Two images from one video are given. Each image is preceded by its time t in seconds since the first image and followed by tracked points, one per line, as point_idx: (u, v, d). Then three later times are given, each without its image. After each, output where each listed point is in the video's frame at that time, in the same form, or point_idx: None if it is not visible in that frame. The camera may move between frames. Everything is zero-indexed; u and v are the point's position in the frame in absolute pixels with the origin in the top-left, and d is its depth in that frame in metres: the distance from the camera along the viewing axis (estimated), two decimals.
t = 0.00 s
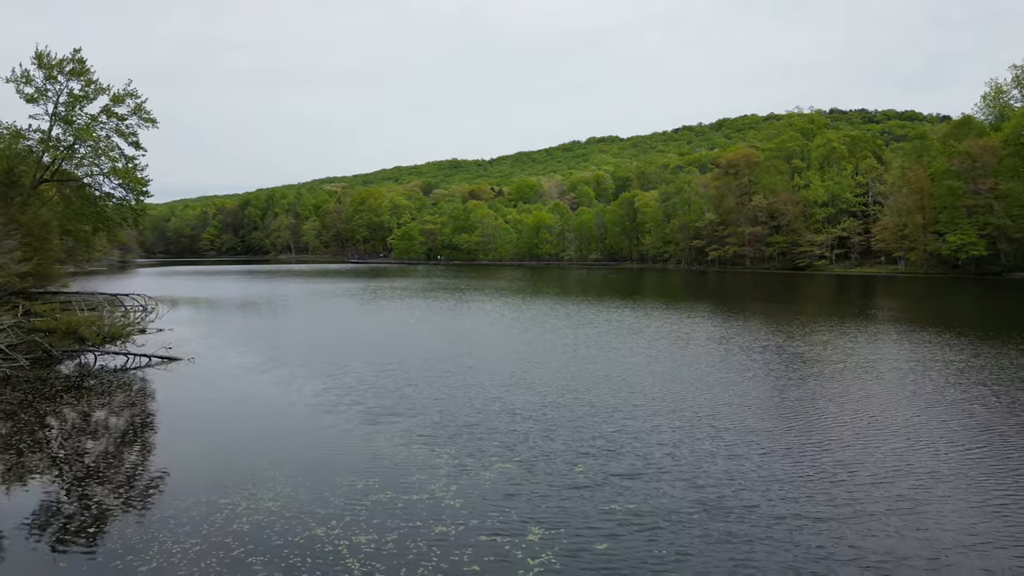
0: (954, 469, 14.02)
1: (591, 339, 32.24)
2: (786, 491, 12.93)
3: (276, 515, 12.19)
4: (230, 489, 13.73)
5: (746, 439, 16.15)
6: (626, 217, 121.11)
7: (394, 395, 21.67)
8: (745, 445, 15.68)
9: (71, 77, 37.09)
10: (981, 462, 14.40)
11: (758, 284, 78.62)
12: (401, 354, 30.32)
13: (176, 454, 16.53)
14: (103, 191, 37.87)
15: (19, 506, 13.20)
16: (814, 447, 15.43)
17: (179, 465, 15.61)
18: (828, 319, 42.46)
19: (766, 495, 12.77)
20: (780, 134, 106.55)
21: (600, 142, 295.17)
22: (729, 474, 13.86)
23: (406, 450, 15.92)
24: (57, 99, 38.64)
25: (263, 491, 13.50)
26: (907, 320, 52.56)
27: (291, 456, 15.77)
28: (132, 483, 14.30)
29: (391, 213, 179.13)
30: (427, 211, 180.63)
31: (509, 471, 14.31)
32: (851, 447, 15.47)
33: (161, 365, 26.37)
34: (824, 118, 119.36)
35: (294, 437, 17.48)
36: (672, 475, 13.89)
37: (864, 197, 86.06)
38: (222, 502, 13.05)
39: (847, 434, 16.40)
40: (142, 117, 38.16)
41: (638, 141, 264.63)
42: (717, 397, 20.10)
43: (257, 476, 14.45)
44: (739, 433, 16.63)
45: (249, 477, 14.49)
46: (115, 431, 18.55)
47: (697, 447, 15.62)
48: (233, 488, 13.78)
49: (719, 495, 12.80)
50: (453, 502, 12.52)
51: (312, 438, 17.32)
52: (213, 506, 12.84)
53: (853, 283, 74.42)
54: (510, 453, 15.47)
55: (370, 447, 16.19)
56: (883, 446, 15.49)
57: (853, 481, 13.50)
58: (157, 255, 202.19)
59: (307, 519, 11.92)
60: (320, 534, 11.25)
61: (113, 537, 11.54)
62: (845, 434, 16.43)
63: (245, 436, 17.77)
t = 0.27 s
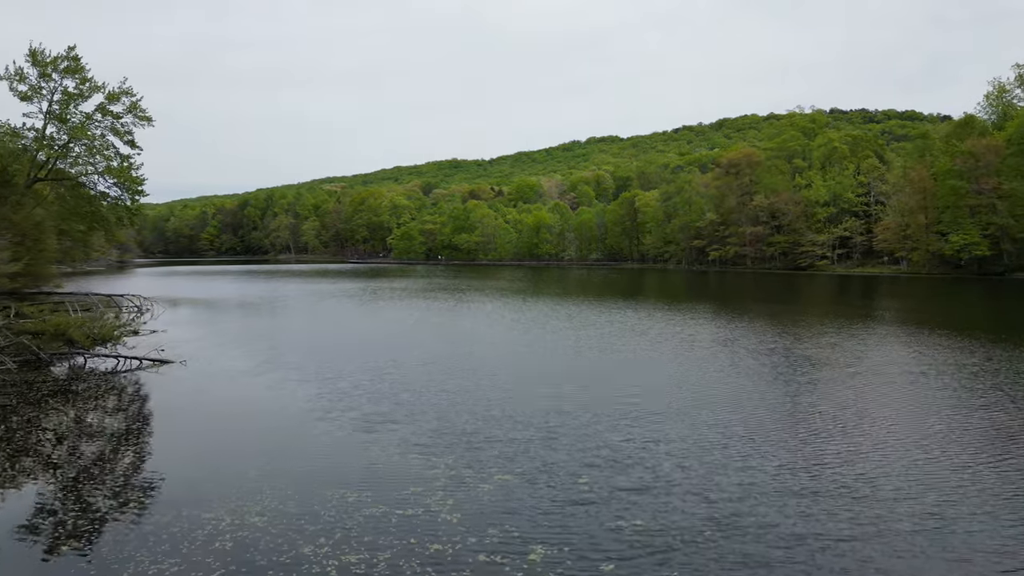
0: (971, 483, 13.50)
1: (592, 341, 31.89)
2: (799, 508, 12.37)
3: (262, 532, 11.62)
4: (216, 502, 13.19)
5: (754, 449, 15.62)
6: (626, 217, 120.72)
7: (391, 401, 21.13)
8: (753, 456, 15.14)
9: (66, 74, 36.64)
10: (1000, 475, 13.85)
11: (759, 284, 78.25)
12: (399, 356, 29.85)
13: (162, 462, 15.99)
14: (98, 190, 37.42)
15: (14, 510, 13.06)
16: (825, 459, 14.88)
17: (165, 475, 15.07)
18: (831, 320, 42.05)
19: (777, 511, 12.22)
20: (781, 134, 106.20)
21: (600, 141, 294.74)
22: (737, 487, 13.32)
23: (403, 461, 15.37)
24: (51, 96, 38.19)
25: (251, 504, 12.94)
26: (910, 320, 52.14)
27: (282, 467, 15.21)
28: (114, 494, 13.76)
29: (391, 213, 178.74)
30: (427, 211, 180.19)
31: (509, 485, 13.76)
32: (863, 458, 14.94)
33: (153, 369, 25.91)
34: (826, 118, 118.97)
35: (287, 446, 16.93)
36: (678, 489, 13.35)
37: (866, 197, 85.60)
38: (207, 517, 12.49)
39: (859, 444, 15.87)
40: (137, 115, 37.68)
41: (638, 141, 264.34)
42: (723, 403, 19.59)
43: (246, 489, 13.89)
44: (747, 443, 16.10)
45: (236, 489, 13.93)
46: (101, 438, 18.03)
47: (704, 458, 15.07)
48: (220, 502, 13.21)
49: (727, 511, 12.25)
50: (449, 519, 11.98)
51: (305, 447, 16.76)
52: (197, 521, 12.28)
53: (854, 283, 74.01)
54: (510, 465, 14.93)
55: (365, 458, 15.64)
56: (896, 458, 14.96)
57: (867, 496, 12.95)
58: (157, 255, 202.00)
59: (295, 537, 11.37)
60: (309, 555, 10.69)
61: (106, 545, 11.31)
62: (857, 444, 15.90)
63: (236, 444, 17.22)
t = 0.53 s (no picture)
0: (990, 497, 12.97)
1: (593, 342, 31.55)
2: (808, 526, 11.85)
3: (246, 551, 11.06)
4: (200, 518, 12.63)
5: (763, 460, 15.10)
6: (626, 216, 120.31)
7: (387, 408, 20.59)
8: (760, 469, 14.61)
9: (60, 72, 36.16)
10: (1018, 488, 13.34)
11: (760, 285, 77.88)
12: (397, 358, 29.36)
13: (145, 473, 15.42)
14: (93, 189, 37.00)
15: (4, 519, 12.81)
16: (834, 472, 14.36)
17: (146, 486, 14.49)
18: (834, 321, 41.63)
19: (786, 530, 11.69)
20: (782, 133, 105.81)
21: (600, 141, 294.64)
22: (744, 502, 12.79)
23: (397, 473, 14.84)
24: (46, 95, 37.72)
25: (236, 520, 12.38)
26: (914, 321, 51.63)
27: (270, 479, 14.67)
28: (91, 508, 13.19)
29: (390, 213, 178.31)
30: (426, 211, 179.70)
31: (507, 499, 13.23)
32: (874, 471, 14.41)
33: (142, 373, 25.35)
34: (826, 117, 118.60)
35: (277, 455, 16.38)
36: (683, 504, 12.81)
37: (868, 197, 85.13)
38: (189, 534, 11.93)
39: (868, 455, 15.36)
40: (132, 114, 37.23)
41: (638, 141, 264.06)
42: (727, 411, 19.10)
43: (231, 502, 13.33)
44: (753, 454, 15.57)
45: (221, 502, 13.37)
46: (83, 445, 17.47)
47: (708, 471, 14.55)
48: (203, 517, 12.66)
49: (737, 529, 11.71)
50: (446, 537, 11.44)
51: (295, 457, 16.20)
52: (178, 538, 11.72)
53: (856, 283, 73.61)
54: (508, 477, 14.40)
55: (357, 469, 15.11)
56: (908, 470, 14.44)
57: (880, 512, 12.42)
58: (156, 255, 201.61)
59: (281, 557, 10.81)
60: None
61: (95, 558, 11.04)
62: (866, 455, 15.39)
63: (224, 453, 16.68)
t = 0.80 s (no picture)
0: (1018, 516, 12.33)
1: (594, 343, 31.10)
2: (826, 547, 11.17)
3: (230, 573, 10.42)
4: (184, 533, 12.06)
5: (776, 473, 14.46)
6: (626, 216, 119.89)
7: (382, 412, 19.92)
8: (771, 482, 13.95)
9: (54, 70, 35.69)
10: None
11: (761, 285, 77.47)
12: (395, 360, 28.86)
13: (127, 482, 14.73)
14: (87, 188, 36.53)
15: None
16: (848, 486, 13.74)
17: (125, 499, 13.75)
18: (838, 322, 41.13)
19: (803, 551, 11.00)
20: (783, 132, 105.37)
21: (600, 141, 294.31)
22: (758, 520, 12.14)
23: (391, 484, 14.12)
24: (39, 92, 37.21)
25: (222, 538, 11.72)
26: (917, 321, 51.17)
27: (258, 490, 13.96)
28: (66, 522, 12.48)
29: (390, 213, 177.88)
30: (426, 210, 179.20)
31: (509, 515, 12.48)
32: (891, 484, 13.79)
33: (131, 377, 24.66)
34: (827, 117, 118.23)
35: (267, 464, 15.70)
36: (694, 522, 12.11)
37: (869, 196, 84.65)
38: (169, 556, 11.23)
39: (885, 467, 14.74)
40: (128, 112, 36.73)
41: (638, 141, 263.79)
42: (733, 417, 18.52)
43: (215, 518, 12.63)
44: (764, 465, 14.91)
45: (205, 518, 12.65)
46: (61, 452, 16.73)
47: (717, 484, 13.88)
48: (185, 534, 11.94)
49: (753, 551, 11.06)
50: (443, 557, 10.80)
51: (286, 466, 15.55)
52: (158, 559, 11.02)
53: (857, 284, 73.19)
54: (510, 490, 13.68)
55: (350, 480, 14.45)
56: (926, 484, 13.83)
57: (902, 532, 11.74)
58: (155, 254, 201.30)
59: None
60: None
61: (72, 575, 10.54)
62: (882, 467, 14.77)
63: (214, 461, 16.13)
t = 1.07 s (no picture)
0: None
1: (595, 345, 30.49)
2: (859, 568, 10.21)
3: None
4: (154, 549, 11.23)
5: (794, 484, 13.50)
6: (627, 216, 119.46)
7: (377, 421, 19.04)
8: (792, 493, 13.00)
9: (48, 67, 35.23)
10: None
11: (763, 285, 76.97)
12: (393, 362, 28.15)
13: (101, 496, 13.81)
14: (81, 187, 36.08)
15: None
16: (876, 497, 12.79)
17: (99, 514, 12.85)
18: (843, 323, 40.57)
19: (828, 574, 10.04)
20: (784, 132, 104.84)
21: (599, 142, 294.09)
22: (778, 537, 11.17)
23: (383, 496, 13.15)
24: (33, 89, 36.76)
25: (193, 556, 10.84)
26: (920, 322, 50.75)
27: (241, 505, 13.00)
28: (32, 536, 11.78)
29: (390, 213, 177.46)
30: (425, 210, 178.83)
31: (507, 531, 11.53)
32: (921, 496, 12.85)
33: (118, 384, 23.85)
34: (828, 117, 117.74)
35: (251, 476, 14.74)
36: (708, 539, 11.16)
37: (872, 196, 84.11)
38: None
39: (911, 476, 13.81)
40: (122, 110, 36.25)
41: (639, 141, 263.60)
42: (745, 422, 17.65)
43: (194, 535, 11.69)
44: (784, 474, 13.97)
45: (181, 534, 11.74)
46: (36, 462, 15.85)
47: (736, 495, 12.92)
48: (159, 553, 11.04)
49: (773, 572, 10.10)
50: None
51: (272, 478, 14.59)
52: None
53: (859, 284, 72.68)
54: (508, 503, 12.72)
55: (341, 491, 13.50)
56: (958, 495, 12.89)
57: (939, 550, 10.77)
58: (155, 255, 201.08)
59: None
60: None
61: None
62: (908, 476, 13.85)
63: (195, 470, 15.35)
